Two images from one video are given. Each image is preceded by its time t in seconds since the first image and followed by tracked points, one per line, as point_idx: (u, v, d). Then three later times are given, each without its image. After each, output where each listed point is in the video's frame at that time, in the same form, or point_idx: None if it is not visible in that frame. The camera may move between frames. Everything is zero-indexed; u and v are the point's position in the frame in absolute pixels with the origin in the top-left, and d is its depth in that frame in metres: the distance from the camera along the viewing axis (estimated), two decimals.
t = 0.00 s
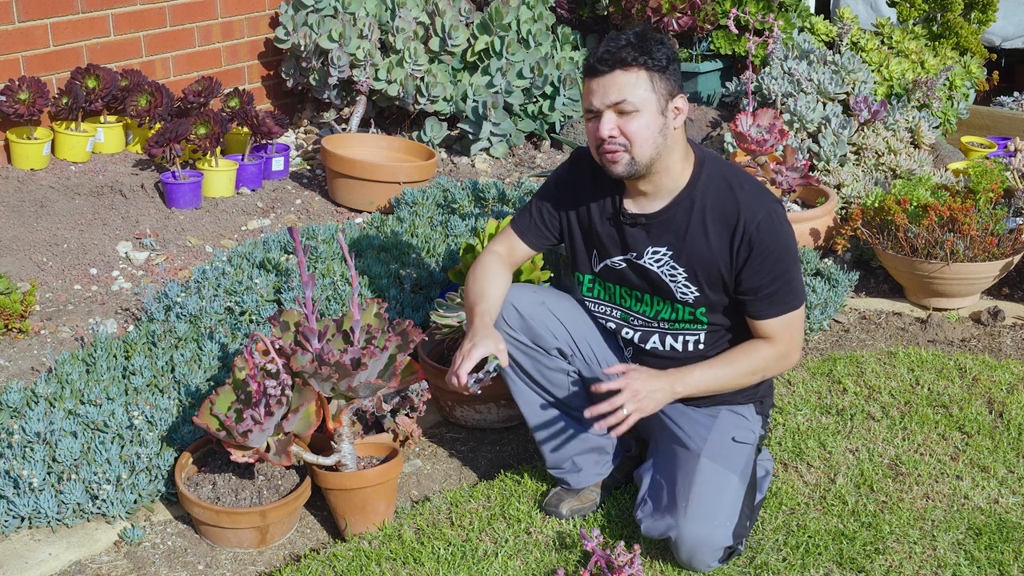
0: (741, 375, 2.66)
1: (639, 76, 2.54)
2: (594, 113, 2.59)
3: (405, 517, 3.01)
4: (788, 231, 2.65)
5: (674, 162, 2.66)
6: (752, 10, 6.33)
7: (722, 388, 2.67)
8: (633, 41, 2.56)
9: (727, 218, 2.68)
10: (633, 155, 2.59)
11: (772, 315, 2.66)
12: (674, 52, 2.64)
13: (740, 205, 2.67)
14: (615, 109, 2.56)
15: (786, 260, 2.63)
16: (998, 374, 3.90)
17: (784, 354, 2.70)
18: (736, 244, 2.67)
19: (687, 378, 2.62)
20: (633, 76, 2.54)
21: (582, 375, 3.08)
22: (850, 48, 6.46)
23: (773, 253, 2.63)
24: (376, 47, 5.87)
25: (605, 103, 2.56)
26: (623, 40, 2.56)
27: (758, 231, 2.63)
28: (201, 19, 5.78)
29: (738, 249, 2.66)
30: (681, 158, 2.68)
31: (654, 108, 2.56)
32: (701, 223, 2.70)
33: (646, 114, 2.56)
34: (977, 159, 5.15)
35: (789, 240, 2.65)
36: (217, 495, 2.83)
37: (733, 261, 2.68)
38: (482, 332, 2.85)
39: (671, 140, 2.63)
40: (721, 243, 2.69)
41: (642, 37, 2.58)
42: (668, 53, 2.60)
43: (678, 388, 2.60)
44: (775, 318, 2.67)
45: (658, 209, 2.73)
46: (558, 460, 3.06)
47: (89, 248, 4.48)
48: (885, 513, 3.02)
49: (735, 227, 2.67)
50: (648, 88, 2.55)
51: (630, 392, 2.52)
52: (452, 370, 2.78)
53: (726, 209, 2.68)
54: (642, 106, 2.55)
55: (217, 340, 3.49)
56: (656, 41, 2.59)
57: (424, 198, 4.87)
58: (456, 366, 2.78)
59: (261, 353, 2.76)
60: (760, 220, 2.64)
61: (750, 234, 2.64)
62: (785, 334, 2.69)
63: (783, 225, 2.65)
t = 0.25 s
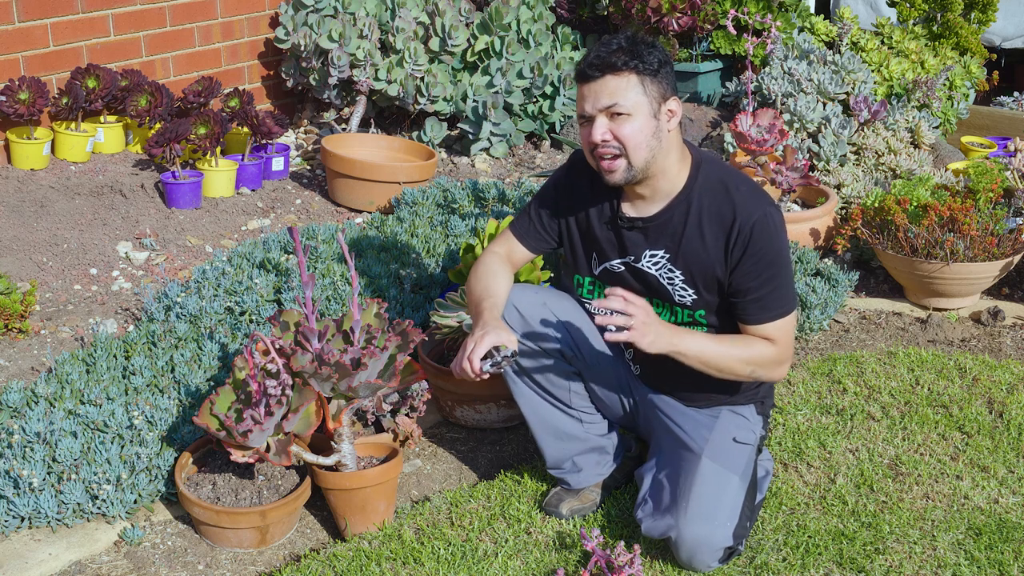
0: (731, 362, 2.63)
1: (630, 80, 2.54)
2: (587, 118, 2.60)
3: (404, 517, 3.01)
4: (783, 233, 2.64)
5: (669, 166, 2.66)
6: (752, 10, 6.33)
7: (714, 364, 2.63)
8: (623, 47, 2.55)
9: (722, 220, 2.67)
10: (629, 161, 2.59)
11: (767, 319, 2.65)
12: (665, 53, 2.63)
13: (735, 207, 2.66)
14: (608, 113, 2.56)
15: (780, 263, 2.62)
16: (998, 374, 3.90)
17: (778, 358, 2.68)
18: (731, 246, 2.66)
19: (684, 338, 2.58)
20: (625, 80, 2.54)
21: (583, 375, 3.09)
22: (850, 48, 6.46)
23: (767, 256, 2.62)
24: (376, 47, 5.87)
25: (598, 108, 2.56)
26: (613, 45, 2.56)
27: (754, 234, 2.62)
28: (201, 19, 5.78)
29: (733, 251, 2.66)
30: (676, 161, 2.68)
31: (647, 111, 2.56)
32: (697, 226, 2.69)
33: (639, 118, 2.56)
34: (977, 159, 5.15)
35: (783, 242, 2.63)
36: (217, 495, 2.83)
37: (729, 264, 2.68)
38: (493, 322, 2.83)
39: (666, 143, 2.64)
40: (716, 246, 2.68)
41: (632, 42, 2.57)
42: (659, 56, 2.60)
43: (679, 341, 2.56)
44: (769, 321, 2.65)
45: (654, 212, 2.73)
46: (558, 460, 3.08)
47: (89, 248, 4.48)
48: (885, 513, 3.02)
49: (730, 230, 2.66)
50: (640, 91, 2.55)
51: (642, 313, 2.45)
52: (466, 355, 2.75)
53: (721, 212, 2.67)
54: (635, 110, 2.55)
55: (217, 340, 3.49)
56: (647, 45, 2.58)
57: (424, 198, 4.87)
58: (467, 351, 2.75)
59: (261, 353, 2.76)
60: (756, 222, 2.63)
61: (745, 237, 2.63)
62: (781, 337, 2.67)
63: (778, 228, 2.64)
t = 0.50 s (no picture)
0: (718, 376, 2.64)
1: (625, 87, 2.53)
2: (583, 125, 2.60)
3: (405, 517, 3.01)
4: (778, 241, 2.63)
5: (668, 171, 2.66)
6: (752, 10, 6.32)
7: (699, 379, 2.64)
8: (617, 53, 2.55)
9: (718, 226, 2.66)
10: (625, 166, 2.59)
11: (760, 327, 2.63)
12: (661, 58, 2.62)
13: (731, 213, 2.65)
14: (603, 121, 2.55)
15: (773, 270, 2.61)
16: (997, 374, 3.90)
17: (769, 367, 2.68)
18: (727, 252, 2.65)
19: (666, 361, 2.60)
20: (620, 87, 2.53)
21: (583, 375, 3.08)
22: (850, 48, 6.46)
23: (761, 263, 2.61)
24: (376, 47, 5.87)
25: (593, 115, 2.56)
26: (607, 53, 2.55)
27: (748, 241, 2.62)
28: (202, 19, 5.78)
29: (728, 258, 2.66)
30: (674, 166, 2.67)
31: (642, 118, 2.55)
32: (693, 231, 2.69)
33: (635, 125, 2.55)
34: (977, 159, 5.15)
35: (778, 250, 2.62)
36: (217, 495, 2.83)
37: (724, 270, 2.67)
38: (489, 330, 2.82)
39: (663, 148, 2.63)
40: (712, 253, 2.68)
41: (628, 48, 2.57)
42: (654, 61, 2.58)
43: (657, 367, 2.59)
44: (761, 329, 2.64)
45: (653, 217, 2.73)
46: (558, 461, 3.08)
47: (89, 248, 4.48)
48: (884, 513, 3.02)
49: (726, 235, 2.65)
50: (635, 98, 2.54)
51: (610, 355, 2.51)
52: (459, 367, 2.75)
53: (718, 218, 2.67)
54: (631, 117, 2.54)
55: (217, 340, 3.49)
56: (642, 50, 2.58)
57: (424, 198, 4.87)
58: (461, 363, 2.76)
59: (262, 353, 2.76)
60: (751, 229, 2.62)
61: (741, 243, 2.63)
62: (775, 346, 2.66)
63: (774, 235, 2.62)
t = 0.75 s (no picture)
0: (713, 377, 2.67)
1: (598, 108, 2.50)
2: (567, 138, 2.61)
3: (405, 517, 3.01)
4: (778, 248, 2.64)
5: (664, 178, 2.65)
6: (752, 10, 6.31)
7: (690, 378, 2.68)
8: (595, 74, 2.51)
9: (719, 230, 2.66)
10: (601, 183, 2.61)
11: (757, 333, 2.66)
12: (646, 75, 2.55)
13: (733, 218, 2.65)
14: (581, 139, 2.55)
15: (772, 277, 2.62)
16: (998, 374, 3.90)
17: (764, 371, 2.70)
18: (727, 256, 2.66)
19: (655, 355, 2.64)
20: (594, 108, 2.50)
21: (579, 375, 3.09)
22: (850, 48, 6.46)
23: (760, 269, 2.62)
24: (376, 47, 5.87)
25: (572, 133, 2.56)
26: (584, 75, 2.51)
27: (749, 246, 2.63)
28: (201, 19, 5.78)
29: (728, 263, 2.66)
30: (673, 171, 2.66)
31: (616, 138, 2.53)
32: (693, 234, 2.69)
33: (609, 146, 2.54)
34: (977, 159, 5.15)
35: (778, 257, 2.63)
36: (217, 495, 2.83)
37: (723, 274, 2.68)
38: (483, 336, 2.81)
39: (648, 163, 2.60)
40: (712, 257, 2.68)
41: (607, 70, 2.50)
42: (636, 80, 2.52)
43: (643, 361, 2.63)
44: (758, 335, 2.66)
45: (653, 221, 2.72)
46: (558, 462, 3.09)
47: (89, 248, 4.48)
48: (885, 513, 3.02)
49: (726, 240, 2.66)
50: (608, 120, 2.50)
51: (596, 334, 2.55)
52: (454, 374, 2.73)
53: (719, 222, 2.66)
54: (604, 138, 2.52)
55: (217, 340, 3.49)
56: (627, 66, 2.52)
57: (423, 198, 4.87)
58: (455, 370, 2.74)
59: (261, 353, 2.76)
60: (751, 235, 2.63)
61: (741, 248, 2.63)
62: (772, 349, 2.68)
63: (774, 241, 2.63)
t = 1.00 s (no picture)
0: (746, 360, 2.68)
1: (646, 81, 2.53)
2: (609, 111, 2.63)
3: (404, 517, 3.01)
4: (802, 229, 2.67)
5: (697, 156, 2.68)
6: (753, 10, 6.28)
7: (720, 362, 2.68)
8: (646, 48, 2.54)
9: (745, 211, 2.68)
10: (637, 156, 2.64)
11: (785, 313, 2.67)
12: (695, 56, 2.57)
13: (758, 199, 2.67)
14: (624, 112, 2.58)
15: (797, 257, 2.65)
16: (998, 374, 3.90)
17: (791, 351, 2.71)
18: (752, 236, 2.67)
19: (692, 342, 2.64)
20: (643, 82, 2.53)
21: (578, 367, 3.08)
22: (850, 48, 6.46)
23: (787, 248, 2.65)
24: (376, 47, 5.87)
25: (615, 103, 2.59)
26: (635, 48, 2.54)
27: (775, 225, 2.65)
28: (201, 19, 5.78)
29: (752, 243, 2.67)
30: (704, 147, 2.69)
31: (660, 115, 2.56)
32: (718, 214, 2.70)
33: (652, 122, 2.57)
34: (977, 159, 5.15)
35: (802, 237, 2.66)
36: (217, 495, 2.83)
37: (745, 254, 2.69)
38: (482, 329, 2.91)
39: (683, 142, 2.63)
40: (736, 235, 2.69)
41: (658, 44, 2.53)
42: (686, 60, 2.55)
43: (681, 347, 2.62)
44: (785, 315, 2.68)
45: (677, 198, 2.74)
46: (554, 457, 3.07)
47: (89, 248, 4.48)
48: (884, 513, 3.02)
49: (752, 220, 2.68)
50: (654, 95, 2.53)
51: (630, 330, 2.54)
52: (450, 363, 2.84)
53: (744, 203, 2.68)
54: (647, 113, 2.55)
55: (217, 340, 3.49)
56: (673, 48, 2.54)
57: (423, 198, 4.87)
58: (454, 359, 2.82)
59: (261, 353, 2.76)
60: (778, 215, 2.65)
61: (767, 227, 2.65)
62: (790, 332, 2.69)
63: (798, 222, 2.67)
